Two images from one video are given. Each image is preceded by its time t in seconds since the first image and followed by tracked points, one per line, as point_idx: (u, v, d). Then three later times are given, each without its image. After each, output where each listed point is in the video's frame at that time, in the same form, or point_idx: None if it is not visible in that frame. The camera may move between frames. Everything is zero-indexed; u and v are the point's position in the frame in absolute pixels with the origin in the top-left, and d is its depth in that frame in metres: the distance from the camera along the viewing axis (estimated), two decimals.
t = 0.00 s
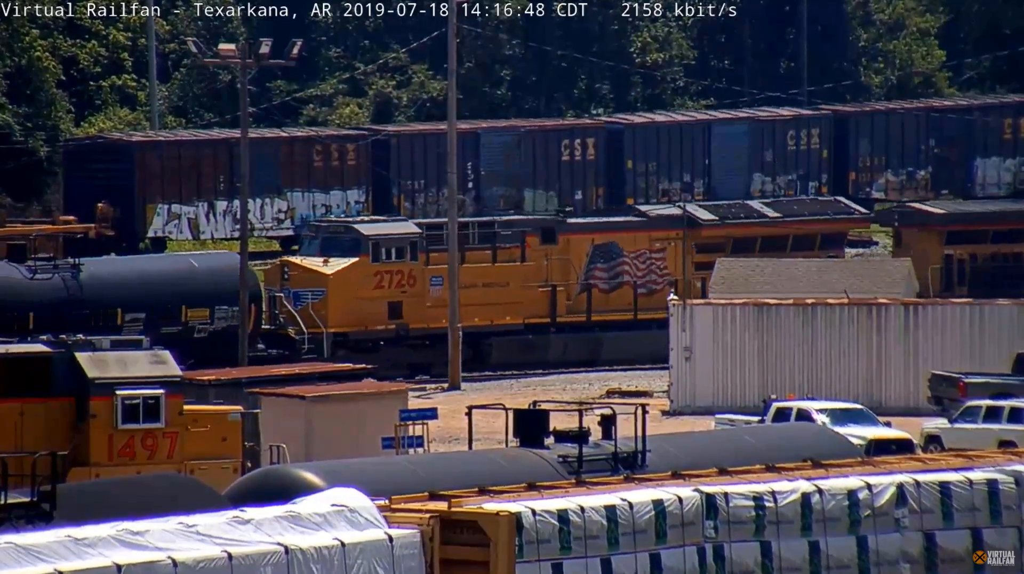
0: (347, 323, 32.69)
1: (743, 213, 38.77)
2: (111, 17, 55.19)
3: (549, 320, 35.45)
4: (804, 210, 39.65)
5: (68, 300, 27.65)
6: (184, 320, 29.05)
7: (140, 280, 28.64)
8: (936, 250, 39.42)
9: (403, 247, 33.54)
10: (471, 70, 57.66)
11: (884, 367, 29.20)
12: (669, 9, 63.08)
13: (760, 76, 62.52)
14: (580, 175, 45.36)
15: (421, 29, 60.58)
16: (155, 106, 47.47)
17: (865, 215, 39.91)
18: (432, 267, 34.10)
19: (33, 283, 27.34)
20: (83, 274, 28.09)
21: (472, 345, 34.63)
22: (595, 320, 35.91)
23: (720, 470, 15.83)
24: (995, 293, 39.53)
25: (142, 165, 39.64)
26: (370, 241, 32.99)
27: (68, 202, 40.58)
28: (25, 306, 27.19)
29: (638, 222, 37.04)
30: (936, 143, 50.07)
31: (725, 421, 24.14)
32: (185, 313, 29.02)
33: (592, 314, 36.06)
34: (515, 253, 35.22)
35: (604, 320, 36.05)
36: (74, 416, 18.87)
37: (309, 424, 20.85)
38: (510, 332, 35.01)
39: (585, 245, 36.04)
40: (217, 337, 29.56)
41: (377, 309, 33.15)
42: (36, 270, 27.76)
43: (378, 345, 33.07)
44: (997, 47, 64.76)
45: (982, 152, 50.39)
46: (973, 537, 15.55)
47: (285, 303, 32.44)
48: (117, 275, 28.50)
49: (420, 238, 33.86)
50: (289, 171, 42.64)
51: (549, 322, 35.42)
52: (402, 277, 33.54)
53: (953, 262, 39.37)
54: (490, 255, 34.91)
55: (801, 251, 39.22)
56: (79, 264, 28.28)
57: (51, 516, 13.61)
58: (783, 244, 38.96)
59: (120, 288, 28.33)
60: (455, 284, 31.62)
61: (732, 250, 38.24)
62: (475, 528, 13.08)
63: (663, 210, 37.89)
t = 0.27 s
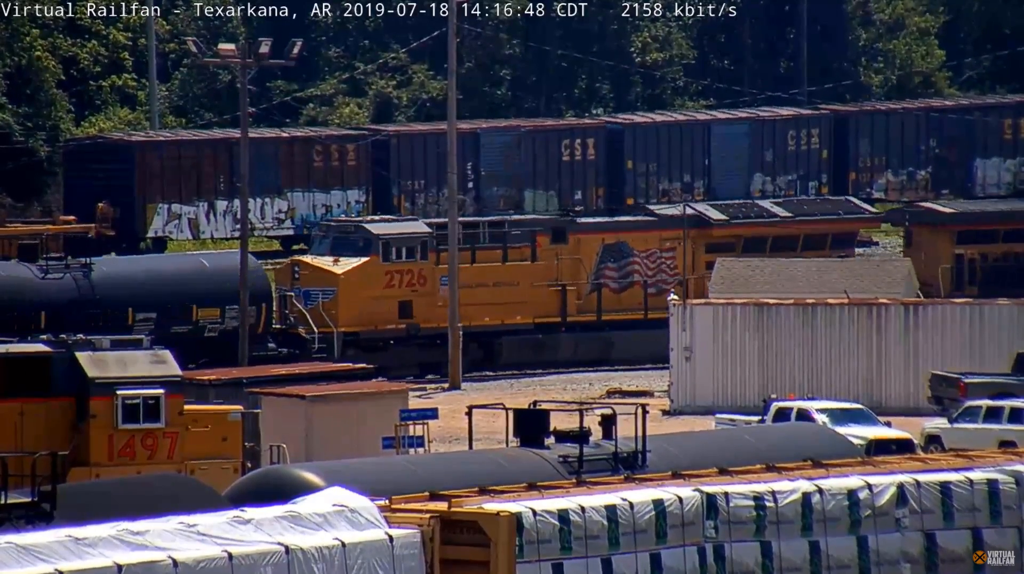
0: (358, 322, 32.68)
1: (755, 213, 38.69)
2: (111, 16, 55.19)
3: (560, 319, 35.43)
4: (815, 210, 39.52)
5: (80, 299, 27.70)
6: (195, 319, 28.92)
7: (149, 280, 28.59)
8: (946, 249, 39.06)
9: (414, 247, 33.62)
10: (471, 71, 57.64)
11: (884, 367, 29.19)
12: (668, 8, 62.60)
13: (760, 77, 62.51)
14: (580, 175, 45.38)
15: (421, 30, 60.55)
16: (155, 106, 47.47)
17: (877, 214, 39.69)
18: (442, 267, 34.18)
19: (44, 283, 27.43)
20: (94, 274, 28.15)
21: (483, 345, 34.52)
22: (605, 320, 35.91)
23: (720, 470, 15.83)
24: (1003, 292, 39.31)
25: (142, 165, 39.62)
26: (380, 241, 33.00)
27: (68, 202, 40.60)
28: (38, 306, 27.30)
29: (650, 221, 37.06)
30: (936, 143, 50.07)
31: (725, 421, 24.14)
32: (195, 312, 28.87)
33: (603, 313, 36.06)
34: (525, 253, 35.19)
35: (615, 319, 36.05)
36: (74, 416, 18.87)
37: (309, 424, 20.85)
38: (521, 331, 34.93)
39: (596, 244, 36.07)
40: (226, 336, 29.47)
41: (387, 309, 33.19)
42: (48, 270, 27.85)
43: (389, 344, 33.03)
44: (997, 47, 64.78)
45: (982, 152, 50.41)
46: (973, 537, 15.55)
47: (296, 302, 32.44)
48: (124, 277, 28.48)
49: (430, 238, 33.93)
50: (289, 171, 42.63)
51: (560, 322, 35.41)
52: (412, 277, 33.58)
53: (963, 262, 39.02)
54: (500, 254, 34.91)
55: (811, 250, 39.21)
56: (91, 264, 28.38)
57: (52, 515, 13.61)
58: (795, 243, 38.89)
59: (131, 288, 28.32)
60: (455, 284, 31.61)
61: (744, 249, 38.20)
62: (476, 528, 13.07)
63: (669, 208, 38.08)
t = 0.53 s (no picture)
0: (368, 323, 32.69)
1: (765, 212, 38.77)
2: (111, 17, 55.18)
3: (570, 319, 35.43)
4: (824, 210, 39.43)
5: (91, 299, 27.74)
6: (206, 318, 28.93)
7: (160, 279, 28.62)
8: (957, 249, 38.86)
9: (424, 247, 33.73)
10: (471, 71, 57.63)
11: (884, 367, 29.19)
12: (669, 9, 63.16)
13: (760, 76, 62.50)
14: (580, 175, 45.40)
15: (421, 30, 60.57)
16: (155, 106, 47.43)
17: (885, 214, 39.57)
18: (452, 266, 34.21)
19: (58, 283, 27.42)
20: (104, 274, 28.20)
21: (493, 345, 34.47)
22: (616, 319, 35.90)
23: (719, 470, 15.82)
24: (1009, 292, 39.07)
25: (142, 165, 39.60)
26: (390, 240, 33.14)
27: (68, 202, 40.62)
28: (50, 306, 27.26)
29: (660, 221, 37.11)
30: (936, 143, 50.06)
31: (725, 421, 24.15)
32: (205, 312, 28.87)
33: (613, 312, 36.06)
34: (536, 252, 35.32)
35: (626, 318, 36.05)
36: (74, 416, 18.87)
37: (309, 424, 20.86)
38: (530, 331, 34.91)
39: (606, 243, 36.17)
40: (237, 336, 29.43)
41: (397, 309, 33.20)
42: (59, 270, 27.83)
43: (399, 344, 33.07)
44: (997, 47, 64.81)
45: (981, 152, 50.44)
46: (973, 536, 15.54)
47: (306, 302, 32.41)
48: (134, 275, 28.50)
49: (439, 236, 34.07)
50: (289, 170, 42.60)
51: (570, 321, 35.39)
52: (422, 276, 33.65)
53: (974, 262, 38.85)
54: (510, 253, 34.99)
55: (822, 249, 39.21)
56: (101, 263, 28.44)
57: (52, 515, 13.61)
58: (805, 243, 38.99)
59: (142, 288, 28.37)
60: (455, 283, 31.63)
61: (753, 249, 38.25)
62: (476, 528, 13.08)
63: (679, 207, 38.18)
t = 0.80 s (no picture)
0: (378, 322, 32.71)
1: (776, 212, 38.77)
2: (111, 16, 55.16)
3: (580, 318, 35.41)
4: (836, 210, 39.43)
5: (102, 299, 27.77)
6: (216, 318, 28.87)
7: (171, 279, 28.62)
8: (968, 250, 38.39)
9: (434, 246, 33.66)
10: (471, 71, 57.63)
11: (884, 367, 29.20)
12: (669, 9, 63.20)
13: (760, 76, 62.47)
14: (580, 175, 45.40)
15: (421, 30, 60.57)
16: (155, 106, 47.42)
17: (885, 214, 39.56)
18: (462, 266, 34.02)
19: (69, 282, 27.50)
20: (115, 273, 28.27)
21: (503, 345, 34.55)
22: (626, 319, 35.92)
23: (719, 470, 15.82)
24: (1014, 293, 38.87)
25: (142, 165, 39.61)
26: (400, 240, 33.06)
27: (67, 202, 40.62)
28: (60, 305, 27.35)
29: (670, 222, 37.00)
30: (936, 143, 50.06)
31: (725, 421, 24.15)
32: (215, 311, 28.83)
33: (623, 313, 36.00)
34: (546, 252, 35.19)
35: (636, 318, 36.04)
36: (74, 416, 18.87)
37: (310, 424, 20.87)
38: (540, 331, 34.93)
39: (616, 243, 36.14)
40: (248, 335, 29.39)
41: (408, 307, 33.17)
42: (70, 269, 27.92)
43: (409, 343, 33.08)
44: (997, 47, 64.86)
45: (981, 152, 50.50)
46: (973, 536, 15.55)
47: (315, 301, 32.33)
48: (145, 273, 28.51)
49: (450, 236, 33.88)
50: (289, 170, 42.57)
51: (580, 321, 35.41)
52: (432, 276, 33.58)
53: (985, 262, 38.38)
54: (520, 253, 34.90)
55: (832, 249, 39.23)
56: (112, 263, 28.50)
57: (52, 516, 13.63)
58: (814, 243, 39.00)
59: (153, 287, 28.38)
60: (455, 283, 31.64)
61: (762, 249, 38.28)
62: (476, 528, 13.07)
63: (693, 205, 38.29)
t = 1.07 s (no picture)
0: (386, 323, 32.66)
1: (787, 211, 38.88)
2: (111, 16, 55.15)
3: (589, 319, 35.44)
4: (847, 209, 39.39)
5: (114, 299, 27.79)
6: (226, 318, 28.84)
7: (183, 278, 28.65)
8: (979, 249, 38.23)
9: (443, 247, 33.64)
10: (471, 70, 57.91)
11: (884, 367, 29.21)
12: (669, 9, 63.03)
13: (759, 77, 62.66)
14: (580, 175, 45.43)
15: (421, 30, 60.58)
16: (155, 106, 47.38)
17: (885, 213, 39.58)
18: (471, 266, 34.15)
19: (79, 282, 27.50)
20: (125, 274, 28.25)
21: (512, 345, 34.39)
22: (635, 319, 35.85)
23: (719, 470, 15.82)
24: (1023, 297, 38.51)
25: (142, 166, 39.63)
26: (410, 240, 33.05)
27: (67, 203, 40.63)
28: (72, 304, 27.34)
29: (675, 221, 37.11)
30: (936, 143, 50.10)
31: (725, 421, 24.17)
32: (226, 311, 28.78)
33: (633, 313, 36.00)
34: (555, 252, 35.27)
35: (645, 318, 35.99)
36: (74, 416, 18.87)
37: (309, 425, 20.85)
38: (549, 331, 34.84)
39: (625, 243, 36.28)
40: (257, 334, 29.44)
41: (417, 307, 33.11)
42: (80, 269, 27.94)
43: (418, 343, 33.20)
44: (997, 47, 64.89)
45: (982, 152, 50.54)
46: (973, 537, 15.55)
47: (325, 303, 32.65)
48: (151, 274, 28.44)
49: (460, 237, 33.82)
50: (289, 171, 42.55)
51: (590, 321, 35.41)
52: (441, 276, 33.59)
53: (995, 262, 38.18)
54: (529, 253, 34.96)
55: (843, 250, 39.17)
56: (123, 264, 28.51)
57: (52, 515, 13.63)
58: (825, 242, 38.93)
59: (163, 287, 28.36)
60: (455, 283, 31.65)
61: (772, 249, 38.40)
62: (475, 528, 13.08)
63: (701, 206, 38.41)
